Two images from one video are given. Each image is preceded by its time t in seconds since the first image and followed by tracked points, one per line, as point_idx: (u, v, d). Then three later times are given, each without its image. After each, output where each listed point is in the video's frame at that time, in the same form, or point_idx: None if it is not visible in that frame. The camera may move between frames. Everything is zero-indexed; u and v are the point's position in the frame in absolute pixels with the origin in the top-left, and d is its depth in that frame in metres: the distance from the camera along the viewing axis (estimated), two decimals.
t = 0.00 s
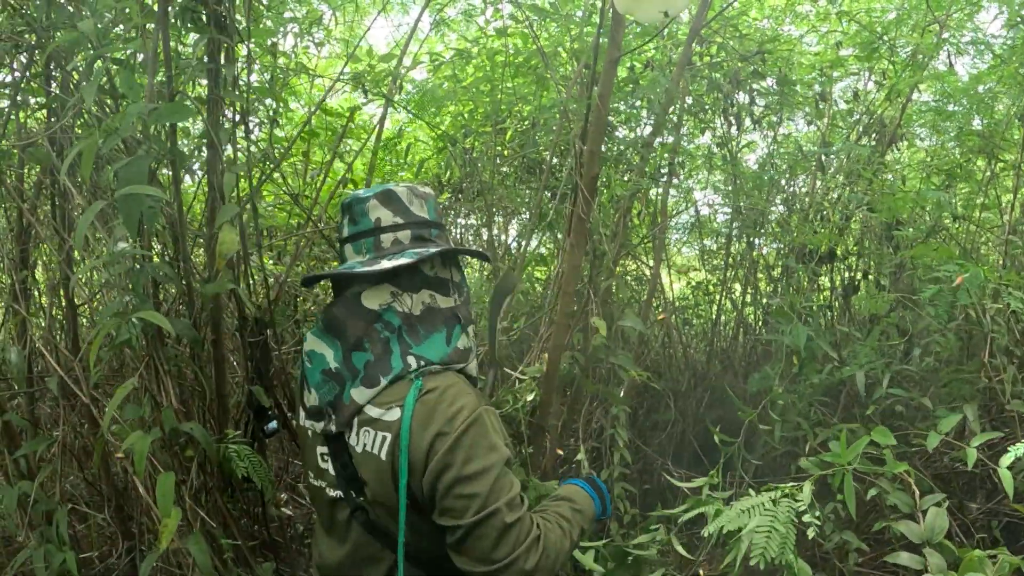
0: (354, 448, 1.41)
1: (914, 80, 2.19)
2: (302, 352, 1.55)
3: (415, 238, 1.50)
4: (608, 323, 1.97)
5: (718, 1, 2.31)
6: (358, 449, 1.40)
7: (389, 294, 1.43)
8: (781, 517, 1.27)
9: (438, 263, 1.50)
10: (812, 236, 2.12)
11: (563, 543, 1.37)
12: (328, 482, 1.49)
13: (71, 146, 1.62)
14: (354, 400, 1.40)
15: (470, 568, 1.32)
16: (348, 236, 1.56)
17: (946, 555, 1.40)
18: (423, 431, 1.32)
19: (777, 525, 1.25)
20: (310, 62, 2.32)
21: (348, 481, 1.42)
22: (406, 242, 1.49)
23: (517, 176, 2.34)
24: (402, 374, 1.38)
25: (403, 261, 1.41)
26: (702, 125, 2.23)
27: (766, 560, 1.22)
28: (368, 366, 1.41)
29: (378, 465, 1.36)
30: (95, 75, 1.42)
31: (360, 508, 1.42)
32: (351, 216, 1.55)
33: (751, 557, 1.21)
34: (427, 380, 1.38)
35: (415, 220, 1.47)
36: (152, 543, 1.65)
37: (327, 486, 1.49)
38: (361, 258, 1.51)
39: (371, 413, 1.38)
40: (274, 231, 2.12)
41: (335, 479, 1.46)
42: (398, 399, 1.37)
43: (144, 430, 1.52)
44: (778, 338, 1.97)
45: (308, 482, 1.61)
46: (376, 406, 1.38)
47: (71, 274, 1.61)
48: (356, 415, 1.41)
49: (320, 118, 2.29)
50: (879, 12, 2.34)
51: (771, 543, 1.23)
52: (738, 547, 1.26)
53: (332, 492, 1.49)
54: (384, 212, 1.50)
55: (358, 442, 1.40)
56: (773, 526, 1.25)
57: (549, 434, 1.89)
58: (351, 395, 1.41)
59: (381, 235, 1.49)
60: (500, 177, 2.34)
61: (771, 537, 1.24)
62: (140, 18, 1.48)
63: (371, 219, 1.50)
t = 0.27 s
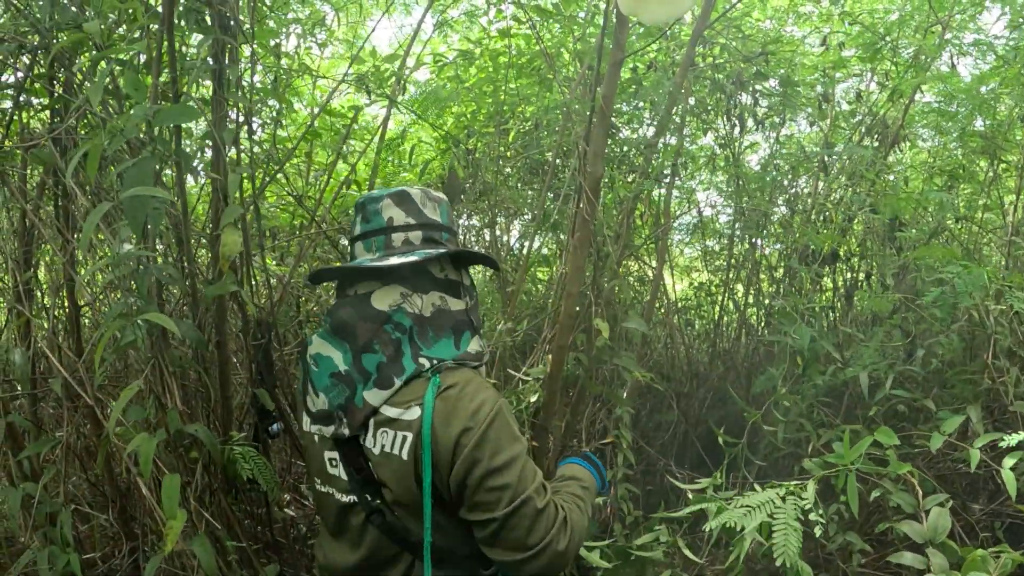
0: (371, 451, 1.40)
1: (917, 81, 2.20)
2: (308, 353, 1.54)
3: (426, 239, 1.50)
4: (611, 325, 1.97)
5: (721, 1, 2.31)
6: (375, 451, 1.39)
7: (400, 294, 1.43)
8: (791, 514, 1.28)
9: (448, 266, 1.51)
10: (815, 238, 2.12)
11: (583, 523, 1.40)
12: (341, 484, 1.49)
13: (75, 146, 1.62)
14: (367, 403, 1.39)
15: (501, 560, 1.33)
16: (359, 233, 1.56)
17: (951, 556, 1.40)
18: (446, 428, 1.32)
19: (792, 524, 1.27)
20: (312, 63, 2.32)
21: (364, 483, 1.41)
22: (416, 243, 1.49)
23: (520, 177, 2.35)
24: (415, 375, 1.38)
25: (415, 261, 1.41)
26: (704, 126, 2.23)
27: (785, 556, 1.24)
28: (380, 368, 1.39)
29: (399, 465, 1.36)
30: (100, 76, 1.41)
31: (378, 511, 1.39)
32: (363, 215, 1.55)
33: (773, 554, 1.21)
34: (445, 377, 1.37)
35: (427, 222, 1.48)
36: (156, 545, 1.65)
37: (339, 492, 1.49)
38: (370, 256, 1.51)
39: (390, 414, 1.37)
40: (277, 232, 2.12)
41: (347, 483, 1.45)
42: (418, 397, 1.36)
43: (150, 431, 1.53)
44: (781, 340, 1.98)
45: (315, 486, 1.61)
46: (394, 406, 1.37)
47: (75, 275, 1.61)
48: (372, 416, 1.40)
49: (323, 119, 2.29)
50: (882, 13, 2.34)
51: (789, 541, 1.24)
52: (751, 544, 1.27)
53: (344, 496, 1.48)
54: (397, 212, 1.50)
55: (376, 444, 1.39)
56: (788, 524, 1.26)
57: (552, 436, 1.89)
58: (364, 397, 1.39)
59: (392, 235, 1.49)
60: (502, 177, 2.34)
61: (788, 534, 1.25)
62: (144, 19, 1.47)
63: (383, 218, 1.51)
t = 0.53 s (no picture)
0: (363, 442, 1.39)
1: (919, 81, 2.19)
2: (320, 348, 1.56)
3: (440, 246, 1.50)
4: (613, 325, 1.97)
5: (723, 1, 2.31)
6: (367, 442, 1.38)
7: (408, 293, 1.44)
8: (792, 520, 1.26)
9: (460, 273, 1.51)
10: (818, 238, 2.11)
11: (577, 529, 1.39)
12: (335, 479, 1.47)
13: (77, 146, 1.62)
14: (363, 393, 1.40)
15: (491, 561, 1.30)
16: (376, 238, 1.56)
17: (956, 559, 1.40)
18: (440, 423, 1.30)
19: (791, 531, 1.25)
20: (314, 63, 2.32)
21: (355, 475, 1.40)
22: (430, 249, 1.49)
23: (522, 177, 2.35)
24: (412, 368, 1.38)
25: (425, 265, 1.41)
26: (706, 126, 2.23)
27: (779, 563, 1.22)
28: (379, 361, 1.40)
29: (390, 457, 1.34)
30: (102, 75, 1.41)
31: (366, 507, 1.38)
32: (381, 219, 1.56)
33: (765, 561, 1.21)
34: (441, 371, 1.37)
35: (441, 228, 1.47)
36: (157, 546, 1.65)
37: (332, 483, 1.48)
38: (385, 260, 1.51)
39: (383, 404, 1.37)
40: (280, 232, 2.11)
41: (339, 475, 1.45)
42: (411, 389, 1.35)
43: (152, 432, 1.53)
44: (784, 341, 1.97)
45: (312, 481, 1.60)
46: (388, 396, 1.37)
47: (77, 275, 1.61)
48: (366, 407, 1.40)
49: (325, 119, 2.29)
50: (884, 13, 2.33)
51: (783, 548, 1.22)
52: (750, 550, 1.26)
53: (336, 489, 1.48)
54: (413, 217, 1.51)
55: (367, 435, 1.38)
56: (784, 529, 1.25)
57: (555, 437, 1.89)
58: (361, 387, 1.40)
59: (407, 239, 1.49)
60: (503, 178, 2.35)
61: (784, 540, 1.24)
62: (147, 18, 1.47)
63: (399, 223, 1.51)
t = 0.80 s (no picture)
0: (362, 431, 1.40)
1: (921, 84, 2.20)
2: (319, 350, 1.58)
3: (430, 247, 1.49)
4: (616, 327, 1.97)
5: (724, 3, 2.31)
6: (366, 431, 1.39)
7: (401, 290, 1.45)
8: (801, 520, 1.26)
9: (451, 272, 1.52)
10: (820, 241, 2.12)
11: (572, 523, 1.36)
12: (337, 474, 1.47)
13: (80, 147, 1.61)
14: (361, 383, 1.41)
15: (480, 546, 1.28)
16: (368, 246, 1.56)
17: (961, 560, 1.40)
18: (431, 402, 1.30)
19: (801, 530, 1.24)
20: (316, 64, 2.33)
21: (356, 466, 1.40)
22: (421, 250, 1.48)
23: (524, 179, 2.36)
24: (407, 357, 1.39)
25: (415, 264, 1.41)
26: (708, 128, 2.23)
27: (792, 563, 1.22)
28: (375, 352, 1.42)
29: (386, 443, 1.35)
30: (106, 76, 1.41)
31: (363, 498, 1.39)
32: (372, 227, 1.56)
33: (779, 561, 1.20)
34: (436, 358, 1.37)
35: (430, 228, 1.46)
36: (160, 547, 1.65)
37: (332, 480, 1.48)
38: (377, 265, 1.51)
39: (379, 392, 1.38)
40: (283, 233, 2.11)
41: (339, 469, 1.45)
42: (406, 374, 1.36)
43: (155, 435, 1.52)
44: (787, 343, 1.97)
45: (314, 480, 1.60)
46: (383, 385, 1.38)
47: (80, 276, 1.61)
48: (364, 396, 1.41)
49: (327, 121, 2.30)
50: (886, 15, 2.34)
51: (794, 547, 1.22)
52: (760, 550, 1.26)
53: (335, 484, 1.47)
54: (402, 221, 1.50)
55: (366, 423, 1.39)
56: (795, 529, 1.25)
57: (558, 438, 1.89)
58: (358, 378, 1.42)
59: (397, 243, 1.48)
60: (506, 179, 2.35)
61: (795, 540, 1.23)
62: (150, 19, 1.47)
63: (389, 228, 1.51)
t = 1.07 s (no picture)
0: (358, 433, 1.40)
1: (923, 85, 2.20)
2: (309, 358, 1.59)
3: (412, 246, 1.48)
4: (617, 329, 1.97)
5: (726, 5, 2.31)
6: (362, 432, 1.39)
7: (386, 292, 1.44)
8: (804, 525, 1.26)
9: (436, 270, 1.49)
10: (822, 243, 2.12)
11: (574, 509, 1.36)
12: (335, 475, 1.47)
13: (80, 147, 1.61)
14: (354, 388, 1.42)
15: (485, 541, 1.28)
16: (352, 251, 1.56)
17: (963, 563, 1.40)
18: (426, 403, 1.30)
19: (804, 535, 1.24)
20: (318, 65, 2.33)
21: (354, 467, 1.41)
22: (403, 250, 1.47)
23: (526, 180, 2.36)
24: (397, 358, 1.39)
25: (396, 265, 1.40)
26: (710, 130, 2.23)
27: (796, 568, 1.21)
28: (365, 356, 1.42)
29: (383, 445, 1.35)
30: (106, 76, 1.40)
31: (364, 498, 1.39)
32: (353, 232, 1.55)
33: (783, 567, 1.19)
34: (427, 356, 1.37)
35: (409, 228, 1.45)
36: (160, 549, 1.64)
37: (331, 481, 1.48)
38: (362, 269, 1.50)
39: (374, 393, 1.38)
40: (284, 234, 2.11)
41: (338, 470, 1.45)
42: (400, 375, 1.36)
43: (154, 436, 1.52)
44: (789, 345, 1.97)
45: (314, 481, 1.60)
46: (375, 387, 1.39)
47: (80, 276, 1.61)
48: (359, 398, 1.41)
49: (329, 122, 2.30)
50: (887, 17, 2.34)
51: (799, 553, 1.21)
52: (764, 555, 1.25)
53: (335, 485, 1.48)
54: (382, 224, 1.50)
55: (361, 425, 1.39)
56: (799, 534, 1.24)
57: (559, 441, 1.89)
58: (351, 382, 1.42)
59: (379, 245, 1.48)
60: (508, 181, 2.35)
61: (799, 545, 1.23)
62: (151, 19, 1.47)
63: (370, 231, 1.50)
